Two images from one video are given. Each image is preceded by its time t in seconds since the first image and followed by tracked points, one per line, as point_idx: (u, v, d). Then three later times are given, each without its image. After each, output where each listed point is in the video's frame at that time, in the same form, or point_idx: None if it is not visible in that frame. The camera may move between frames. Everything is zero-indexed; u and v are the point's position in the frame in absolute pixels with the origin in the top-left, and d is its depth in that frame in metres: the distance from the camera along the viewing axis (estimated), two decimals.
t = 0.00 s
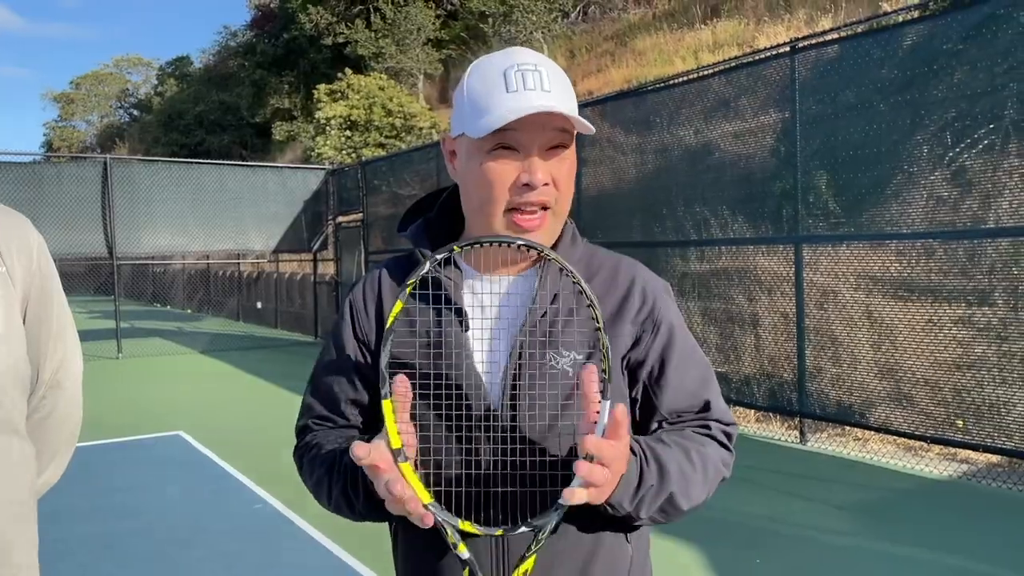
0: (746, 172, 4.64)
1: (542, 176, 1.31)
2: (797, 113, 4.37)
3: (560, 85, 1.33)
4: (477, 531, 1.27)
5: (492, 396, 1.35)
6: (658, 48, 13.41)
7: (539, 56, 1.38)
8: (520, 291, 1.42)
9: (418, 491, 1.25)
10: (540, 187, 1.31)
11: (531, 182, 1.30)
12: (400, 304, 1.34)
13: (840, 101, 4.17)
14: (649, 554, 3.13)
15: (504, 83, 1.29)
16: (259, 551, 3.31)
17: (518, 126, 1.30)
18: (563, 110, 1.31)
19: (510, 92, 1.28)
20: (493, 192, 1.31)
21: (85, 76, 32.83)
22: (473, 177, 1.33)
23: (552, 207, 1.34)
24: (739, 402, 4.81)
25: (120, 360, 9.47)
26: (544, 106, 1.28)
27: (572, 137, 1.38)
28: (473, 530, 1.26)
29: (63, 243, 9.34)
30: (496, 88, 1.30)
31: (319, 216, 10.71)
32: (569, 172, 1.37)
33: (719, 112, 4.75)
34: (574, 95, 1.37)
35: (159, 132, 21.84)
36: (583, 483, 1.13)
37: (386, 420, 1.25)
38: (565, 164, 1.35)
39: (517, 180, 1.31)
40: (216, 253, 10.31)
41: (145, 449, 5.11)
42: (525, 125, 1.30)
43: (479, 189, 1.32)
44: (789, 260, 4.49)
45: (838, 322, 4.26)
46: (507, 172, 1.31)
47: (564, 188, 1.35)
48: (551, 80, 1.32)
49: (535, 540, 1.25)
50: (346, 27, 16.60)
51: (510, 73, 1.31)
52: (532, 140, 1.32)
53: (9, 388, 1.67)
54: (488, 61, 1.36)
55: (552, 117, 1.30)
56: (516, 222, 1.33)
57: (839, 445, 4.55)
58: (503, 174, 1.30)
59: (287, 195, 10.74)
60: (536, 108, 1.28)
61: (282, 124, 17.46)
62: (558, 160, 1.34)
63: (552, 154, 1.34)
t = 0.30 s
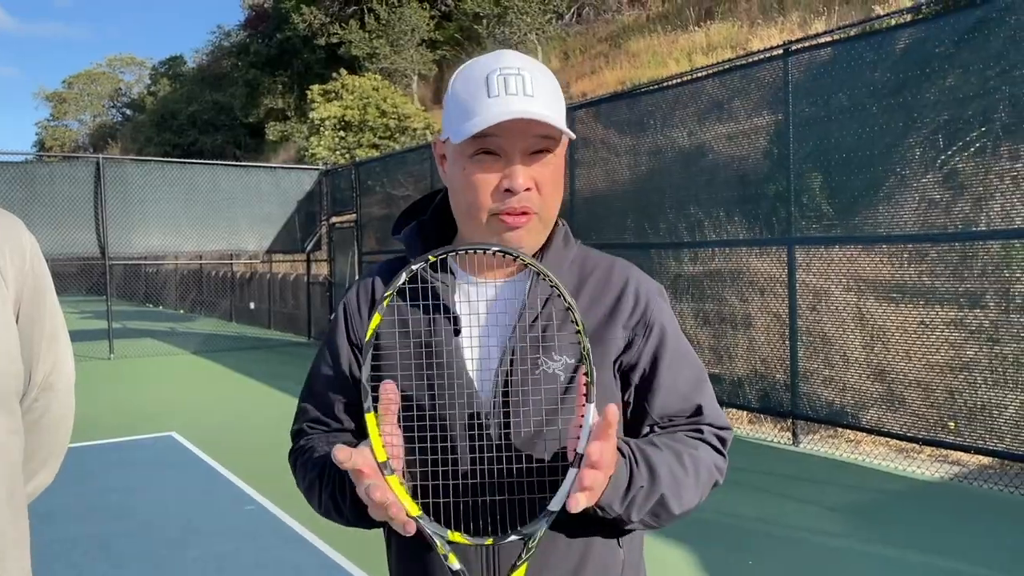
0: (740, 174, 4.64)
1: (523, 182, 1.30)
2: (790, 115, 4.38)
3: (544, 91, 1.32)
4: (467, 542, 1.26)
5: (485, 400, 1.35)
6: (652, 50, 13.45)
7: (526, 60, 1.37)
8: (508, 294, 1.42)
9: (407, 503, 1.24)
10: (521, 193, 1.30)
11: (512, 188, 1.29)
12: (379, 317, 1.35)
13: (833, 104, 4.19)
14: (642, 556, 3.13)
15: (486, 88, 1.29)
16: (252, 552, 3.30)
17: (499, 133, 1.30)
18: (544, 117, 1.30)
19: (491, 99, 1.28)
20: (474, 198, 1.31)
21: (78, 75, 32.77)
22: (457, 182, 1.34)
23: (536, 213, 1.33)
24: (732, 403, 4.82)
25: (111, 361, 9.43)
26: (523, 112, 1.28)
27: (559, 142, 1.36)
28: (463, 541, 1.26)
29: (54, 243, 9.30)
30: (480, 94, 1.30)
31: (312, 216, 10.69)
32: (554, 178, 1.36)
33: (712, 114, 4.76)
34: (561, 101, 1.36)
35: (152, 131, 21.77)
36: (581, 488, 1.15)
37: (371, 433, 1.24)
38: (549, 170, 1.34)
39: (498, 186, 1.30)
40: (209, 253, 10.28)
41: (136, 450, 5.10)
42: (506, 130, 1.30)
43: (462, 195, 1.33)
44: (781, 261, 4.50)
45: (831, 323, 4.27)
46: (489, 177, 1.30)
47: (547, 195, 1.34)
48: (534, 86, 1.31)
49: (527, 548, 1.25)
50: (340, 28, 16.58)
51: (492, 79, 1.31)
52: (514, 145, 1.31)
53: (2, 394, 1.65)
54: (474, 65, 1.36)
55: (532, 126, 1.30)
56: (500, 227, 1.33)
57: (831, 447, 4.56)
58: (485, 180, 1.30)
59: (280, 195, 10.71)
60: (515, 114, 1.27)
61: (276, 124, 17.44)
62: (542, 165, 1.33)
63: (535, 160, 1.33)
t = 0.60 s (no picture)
0: (734, 174, 4.65)
1: (508, 182, 1.30)
2: (785, 117, 4.39)
3: (530, 91, 1.31)
4: (448, 555, 1.28)
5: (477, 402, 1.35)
6: (647, 51, 13.46)
7: (515, 58, 1.37)
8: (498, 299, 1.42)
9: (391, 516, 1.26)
10: (508, 193, 1.30)
11: (497, 188, 1.30)
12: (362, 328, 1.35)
13: (827, 105, 4.20)
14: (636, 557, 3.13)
15: (470, 89, 1.30)
16: (246, 552, 3.29)
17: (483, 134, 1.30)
18: (529, 117, 1.29)
19: (474, 100, 1.29)
20: (461, 198, 1.32)
21: (72, 74, 32.70)
22: (446, 182, 1.35)
23: (524, 212, 1.33)
24: (725, 404, 4.83)
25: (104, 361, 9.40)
26: (506, 113, 1.27)
27: (549, 141, 1.35)
28: (444, 554, 1.28)
29: (47, 242, 9.26)
30: (465, 95, 1.31)
31: (306, 216, 10.67)
32: (543, 179, 1.35)
33: (706, 115, 4.77)
34: (550, 101, 1.35)
35: (145, 131, 21.70)
36: (566, 485, 1.14)
37: (352, 444, 1.25)
38: (537, 170, 1.34)
39: (483, 186, 1.30)
40: (202, 253, 10.25)
41: (129, 450, 5.08)
42: (492, 129, 1.30)
43: (451, 194, 1.34)
44: (775, 263, 4.51)
45: (825, 324, 4.28)
46: (475, 177, 1.31)
47: (535, 196, 1.34)
48: (520, 86, 1.31)
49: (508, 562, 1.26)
50: (334, 27, 16.56)
51: (478, 77, 1.31)
52: (499, 145, 1.31)
53: (2, 392, 1.66)
54: (463, 65, 1.36)
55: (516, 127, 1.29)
56: (488, 226, 1.32)
57: (825, 447, 4.57)
58: (472, 180, 1.31)
59: (274, 195, 10.68)
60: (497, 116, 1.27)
61: (270, 124, 17.40)
62: (529, 164, 1.33)
63: (522, 161, 1.33)
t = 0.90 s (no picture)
0: (729, 175, 4.66)
1: (496, 180, 1.30)
2: (779, 118, 4.40)
3: (517, 85, 1.29)
4: None
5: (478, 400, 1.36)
6: (641, 52, 13.48)
7: (504, 53, 1.36)
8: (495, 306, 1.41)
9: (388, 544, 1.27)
10: (496, 190, 1.30)
11: (484, 186, 1.30)
12: (367, 350, 1.32)
13: (822, 106, 4.20)
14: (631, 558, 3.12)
15: (456, 86, 1.29)
16: (239, 552, 3.28)
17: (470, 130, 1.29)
18: (515, 112, 1.28)
19: (459, 97, 1.29)
20: (451, 196, 1.33)
21: (64, 73, 32.61)
22: (438, 180, 1.36)
23: (515, 209, 1.33)
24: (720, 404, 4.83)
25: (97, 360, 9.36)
26: (490, 109, 1.27)
27: (539, 137, 1.34)
28: None
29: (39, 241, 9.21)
30: (451, 92, 1.30)
31: (300, 216, 10.64)
32: (535, 175, 1.35)
33: (701, 115, 4.77)
34: (540, 95, 1.33)
35: (138, 130, 21.64)
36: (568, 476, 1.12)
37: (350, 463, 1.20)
38: (527, 167, 1.33)
39: (472, 184, 1.31)
40: (196, 252, 10.23)
41: (121, 450, 5.05)
42: (478, 126, 1.30)
43: (441, 193, 1.34)
44: (769, 263, 4.52)
45: (819, 325, 4.29)
46: (463, 176, 1.31)
47: (526, 193, 1.33)
48: (507, 81, 1.29)
49: None
50: (329, 27, 16.53)
51: (465, 74, 1.31)
52: (486, 141, 1.31)
53: (26, 392, 1.64)
54: (453, 61, 1.36)
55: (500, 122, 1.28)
56: (478, 225, 1.33)
57: (818, 447, 4.59)
58: (460, 178, 1.31)
59: (268, 194, 10.65)
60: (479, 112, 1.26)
61: (264, 124, 17.37)
62: (518, 161, 1.32)
63: (512, 157, 1.32)
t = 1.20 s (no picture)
0: (722, 175, 4.66)
1: (470, 187, 1.31)
2: (773, 118, 4.40)
3: (479, 89, 1.28)
4: (467, 547, 1.26)
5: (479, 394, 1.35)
6: (635, 52, 13.50)
7: (469, 54, 1.33)
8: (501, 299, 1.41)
9: (412, 502, 1.25)
10: (470, 198, 1.31)
11: (459, 196, 1.31)
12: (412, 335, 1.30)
13: (815, 107, 4.22)
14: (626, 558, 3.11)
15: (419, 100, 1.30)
16: (232, 553, 3.26)
17: (437, 142, 1.30)
18: (478, 118, 1.26)
19: (423, 111, 1.29)
20: (434, 207, 1.36)
21: (56, 72, 32.50)
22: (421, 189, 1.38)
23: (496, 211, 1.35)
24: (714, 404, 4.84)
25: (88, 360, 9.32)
26: (451, 119, 1.26)
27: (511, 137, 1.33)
28: (463, 545, 1.26)
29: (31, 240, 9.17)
30: (417, 107, 1.31)
31: (294, 215, 10.61)
32: (513, 176, 1.35)
33: (695, 116, 4.77)
34: (508, 94, 1.31)
35: (130, 129, 21.55)
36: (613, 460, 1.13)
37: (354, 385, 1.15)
38: (503, 170, 1.33)
39: (447, 197, 1.32)
40: (189, 251, 10.20)
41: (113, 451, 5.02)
42: (444, 136, 1.29)
43: (426, 203, 1.38)
44: (763, 263, 4.53)
45: (812, 324, 4.30)
46: (438, 189, 1.33)
47: (503, 196, 1.34)
48: (467, 86, 1.29)
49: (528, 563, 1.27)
50: (322, 26, 16.50)
51: (429, 84, 1.31)
52: (454, 150, 1.30)
53: (48, 393, 1.63)
54: (419, 71, 1.36)
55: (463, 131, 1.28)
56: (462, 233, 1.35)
57: (812, 447, 4.60)
58: (435, 190, 1.33)
59: (261, 193, 10.62)
60: (440, 123, 1.26)
61: (257, 123, 17.34)
62: (491, 165, 1.32)
63: (484, 161, 1.31)
